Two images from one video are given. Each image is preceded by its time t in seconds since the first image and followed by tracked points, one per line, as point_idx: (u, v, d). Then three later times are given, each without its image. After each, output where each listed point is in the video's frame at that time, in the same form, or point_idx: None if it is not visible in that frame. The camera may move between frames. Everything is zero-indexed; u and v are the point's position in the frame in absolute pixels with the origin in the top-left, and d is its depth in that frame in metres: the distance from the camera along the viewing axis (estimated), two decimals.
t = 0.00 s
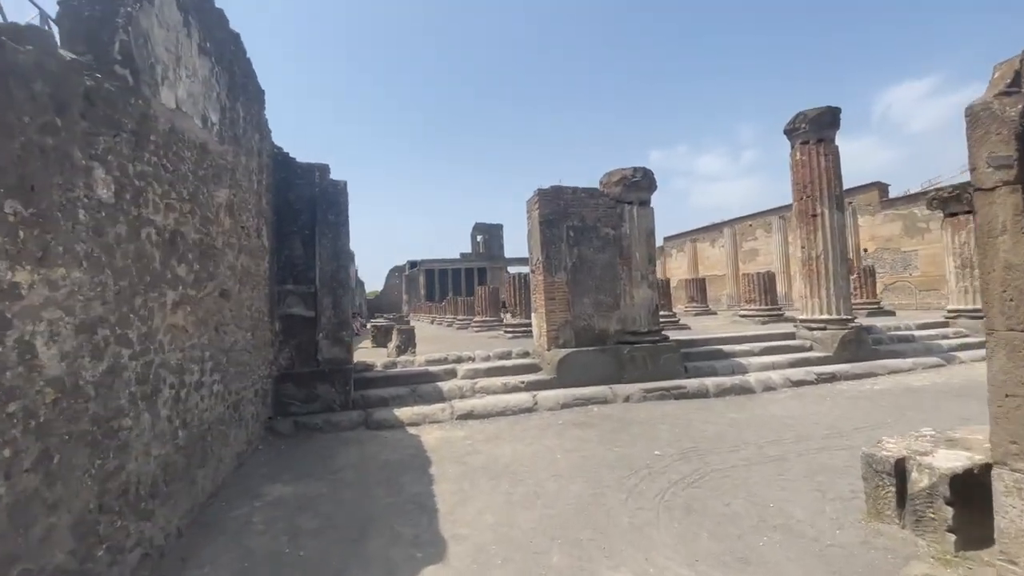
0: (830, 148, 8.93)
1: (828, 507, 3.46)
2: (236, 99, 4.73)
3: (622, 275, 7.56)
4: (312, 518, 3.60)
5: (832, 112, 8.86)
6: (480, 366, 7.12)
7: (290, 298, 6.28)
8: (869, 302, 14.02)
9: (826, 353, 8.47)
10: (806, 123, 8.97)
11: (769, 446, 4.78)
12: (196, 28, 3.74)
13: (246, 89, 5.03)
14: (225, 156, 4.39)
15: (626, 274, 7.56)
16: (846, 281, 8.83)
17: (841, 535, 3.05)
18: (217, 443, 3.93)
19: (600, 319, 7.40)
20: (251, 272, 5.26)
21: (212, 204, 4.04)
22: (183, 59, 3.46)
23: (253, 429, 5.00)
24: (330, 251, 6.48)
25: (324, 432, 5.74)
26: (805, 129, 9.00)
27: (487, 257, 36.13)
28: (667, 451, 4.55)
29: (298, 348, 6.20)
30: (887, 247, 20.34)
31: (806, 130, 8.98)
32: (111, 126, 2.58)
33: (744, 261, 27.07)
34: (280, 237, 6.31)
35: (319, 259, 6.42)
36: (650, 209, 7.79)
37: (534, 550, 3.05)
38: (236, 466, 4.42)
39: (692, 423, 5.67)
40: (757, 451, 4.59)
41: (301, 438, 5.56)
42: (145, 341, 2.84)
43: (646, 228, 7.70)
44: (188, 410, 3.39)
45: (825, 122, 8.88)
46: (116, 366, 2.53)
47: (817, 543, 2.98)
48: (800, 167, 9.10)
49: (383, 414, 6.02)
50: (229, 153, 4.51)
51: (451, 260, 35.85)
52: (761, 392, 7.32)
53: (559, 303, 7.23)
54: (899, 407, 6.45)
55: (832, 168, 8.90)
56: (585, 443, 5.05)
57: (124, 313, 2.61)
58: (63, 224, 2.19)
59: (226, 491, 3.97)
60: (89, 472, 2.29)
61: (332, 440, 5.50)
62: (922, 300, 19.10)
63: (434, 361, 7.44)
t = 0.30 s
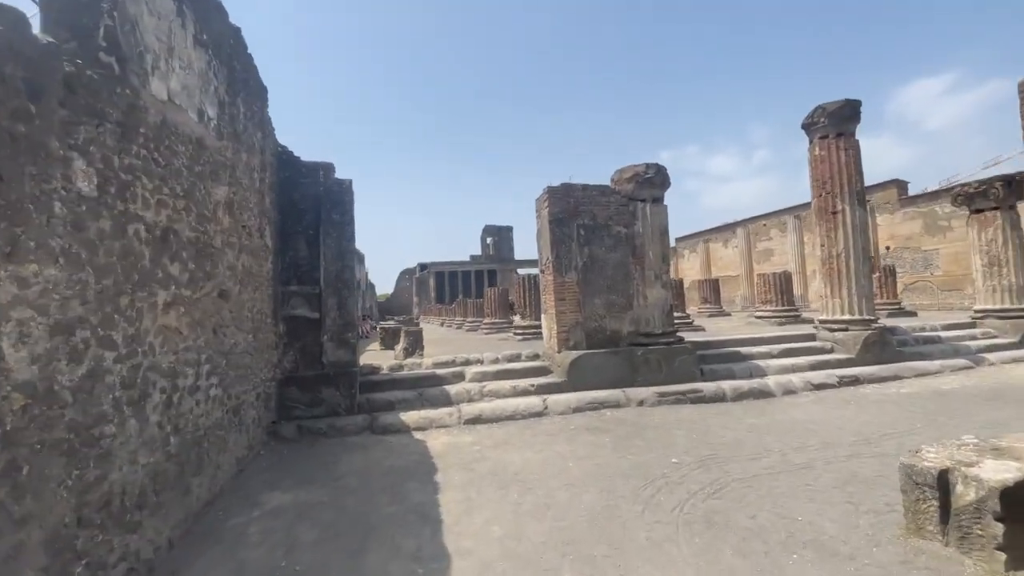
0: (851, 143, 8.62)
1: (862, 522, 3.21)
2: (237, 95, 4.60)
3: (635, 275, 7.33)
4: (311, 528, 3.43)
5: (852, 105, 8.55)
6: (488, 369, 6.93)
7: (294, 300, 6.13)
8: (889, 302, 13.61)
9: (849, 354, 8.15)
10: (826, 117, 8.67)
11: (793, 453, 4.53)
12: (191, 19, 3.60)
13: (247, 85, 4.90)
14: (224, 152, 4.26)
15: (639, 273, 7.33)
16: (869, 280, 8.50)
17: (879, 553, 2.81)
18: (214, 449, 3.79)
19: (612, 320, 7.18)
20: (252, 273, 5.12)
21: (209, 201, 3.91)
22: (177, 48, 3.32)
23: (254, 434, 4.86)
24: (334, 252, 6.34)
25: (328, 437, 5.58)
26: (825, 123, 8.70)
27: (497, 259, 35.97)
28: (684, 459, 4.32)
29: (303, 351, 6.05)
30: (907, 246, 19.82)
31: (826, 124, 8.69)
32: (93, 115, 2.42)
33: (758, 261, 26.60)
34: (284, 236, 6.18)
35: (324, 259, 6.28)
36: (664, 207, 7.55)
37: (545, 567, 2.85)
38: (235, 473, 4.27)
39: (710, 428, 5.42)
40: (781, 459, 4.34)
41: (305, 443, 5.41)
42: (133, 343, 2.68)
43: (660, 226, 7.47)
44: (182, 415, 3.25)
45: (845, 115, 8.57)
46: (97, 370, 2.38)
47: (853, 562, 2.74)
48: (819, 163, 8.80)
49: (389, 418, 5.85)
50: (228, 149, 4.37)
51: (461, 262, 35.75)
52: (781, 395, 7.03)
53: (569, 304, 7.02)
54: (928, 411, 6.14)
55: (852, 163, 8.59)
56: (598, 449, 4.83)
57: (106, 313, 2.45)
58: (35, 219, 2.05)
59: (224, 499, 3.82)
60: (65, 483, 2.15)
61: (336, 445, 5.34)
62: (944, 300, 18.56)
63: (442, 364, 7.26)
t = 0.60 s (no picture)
0: (871, 139, 8.29)
1: (897, 544, 2.92)
2: (230, 90, 4.45)
3: (646, 276, 7.06)
4: (300, 544, 3.22)
5: (873, 99, 8.21)
6: (494, 374, 6.70)
7: (294, 302, 5.95)
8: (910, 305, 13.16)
9: (871, 359, 7.79)
10: (844, 112, 8.35)
11: (816, 465, 4.24)
12: (178, 7, 3.45)
13: (242, 80, 4.75)
14: (216, 149, 4.10)
15: (650, 274, 7.06)
16: (891, 281, 8.14)
17: None
18: (203, 459, 3.61)
19: (622, 323, 6.92)
20: (249, 274, 4.95)
21: (199, 199, 3.76)
22: (160, 36, 3.16)
23: (249, 442, 4.67)
24: (335, 252, 6.15)
25: (328, 444, 5.38)
26: (843, 118, 8.38)
27: (506, 261, 35.77)
28: (700, 472, 4.05)
29: (302, 355, 5.87)
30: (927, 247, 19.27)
31: (845, 119, 8.36)
32: (58, 102, 2.29)
33: (772, 263, 26.12)
34: (284, 237, 6.00)
35: (324, 261, 6.10)
36: (676, 206, 7.28)
37: None
38: (227, 483, 4.09)
39: (726, 437, 5.14)
40: (805, 472, 4.05)
41: (303, 451, 5.22)
42: (107, 347, 2.51)
43: (672, 225, 7.20)
44: (165, 423, 3.07)
45: (865, 110, 8.23)
46: (61, 377, 2.22)
47: None
48: (838, 160, 8.47)
49: (390, 424, 5.63)
50: (221, 145, 4.21)
51: (470, 265, 35.64)
52: (799, 402, 6.71)
53: (578, 306, 6.77)
54: (959, 419, 5.79)
55: (873, 159, 8.25)
56: (608, 460, 4.57)
57: (74, 315, 2.30)
58: None
59: (213, 512, 3.63)
60: (19, 501, 2.01)
61: (334, 453, 5.13)
62: (966, 302, 17.97)
63: (446, 368, 7.04)
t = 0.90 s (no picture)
0: (892, 134, 7.95)
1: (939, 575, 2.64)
2: (222, 83, 4.27)
3: (657, 277, 6.80)
4: (287, 565, 3.01)
5: (894, 92, 7.87)
6: (499, 379, 6.47)
7: (292, 304, 5.76)
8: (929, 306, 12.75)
9: (893, 363, 7.46)
10: (864, 106, 8.01)
11: (842, 480, 3.93)
12: None
13: (236, 74, 4.58)
14: (205, 145, 3.93)
15: (661, 275, 6.80)
16: (914, 282, 7.80)
17: None
18: (189, 471, 3.43)
19: (632, 326, 6.66)
20: (244, 275, 4.77)
21: (187, 197, 3.60)
22: (140, 23, 2.97)
23: (242, 450, 4.48)
24: (335, 253, 5.95)
25: (326, 452, 5.17)
26: (863, 113, 8.05)
27: (514, 262, 35.53)
28: (717, 487, 3.79)
29: (300, 359, 5.68)
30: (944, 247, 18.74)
31: (864, 114, 8.03)
32: (17, 90, 2.13)
33: (784, 264, 25.65)
34: (282, 237, 5.82)
35: (324, 262, 5.90)
36: (688, 204, 7.01)
37: None
38: (217, 496, 3.90)
39: (743, 447, 4.86)
40: (830, 488, 3.77)
41: (300, 459, 5.02)
42: (72, 355, 2.33)
43: (684, 224, 6.93)
44: (144, 436, 2.90)
45: (886, 105, 7.90)
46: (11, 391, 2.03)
47: None
48: (857, 156, 8.14)
49: (391, 431, 5.41)
50: (211, 141, 4.04)
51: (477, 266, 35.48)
52: (818, 409, 6.41)
53: (586, 309, 6.52)
54: (990, 429, 5.46)
55: (894, 155, 7.90)
56: (618, 472, 4.32)
57: (31, 323, 2.13)
58: None
59: (200, 527, 3.44)
60: None
61: (332, 462, 4.93)
62: (984, 304, 17.42)
63: (449, 372, 6.82)
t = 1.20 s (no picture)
0: (909, 128, 7.69)
1: None
2: (214, 67, 4.06)
3: (666, 274, 6.57)
4: None
5: (910, 85, 7.61)
6: (503, 379, 6.25)
7: (288, 301, 5.55)
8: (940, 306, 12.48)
9: (908, 364, 7.22)
10: (880, 99, 7.76)
11: (867, 489, 3.67)
12: None
13: (229, 58, 4.36)
14: (194, 131, 3.74)
15: (671, 273, 6.57)
16: (930, 282, 7.54)
17: None
18: (172, 478, 3.24)
19: (641, 325, 6.44)
20: (238, 270, 4.56)
21: (173, 185, 3.43)
22: None
23: (233, 454, 4.28)
24: (333, 248, 5.70)
25: (322, 455, 4.96)
26: (878, 106, 7.80)
27: (516, 260, 35.30)
28: (735, 497, 3.57)
29: (297, 357, 5.46)
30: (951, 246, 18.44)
31: (880, 107, 7.78)
32: None
33: (789, 262, 25.39)
34: (279, 231, 5.61)
35: (322, 257, 5.66)
36: (699, 199, 6.78)
37: None
38: (205, 503, 3.70)
39: (759, 453, 4.63)
40: (857, 498, 3.54)
41: (295, 462, 4.82)
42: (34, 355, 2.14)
43: (695, 220, 6.69)
44: (122, 442, 2.71)
45: (902, 98, 7.64)
46: None
47: None
48: (872, 151, 7.89)
49: (390, 433, 5.20)
50: (200, 128, 3.85)
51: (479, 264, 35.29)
52: (833, 412, 6.18)
53: (593, 307, 6.30)
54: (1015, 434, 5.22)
55: (911, 150, 7.65)
56: (629, 478, 4.10)
57: None
58: None
59: (185, 538, 3.24)
60: None
61: (328, 465, 4.72)
62: (992, 304, 17.10)
63: (451, 372, 6.60)
